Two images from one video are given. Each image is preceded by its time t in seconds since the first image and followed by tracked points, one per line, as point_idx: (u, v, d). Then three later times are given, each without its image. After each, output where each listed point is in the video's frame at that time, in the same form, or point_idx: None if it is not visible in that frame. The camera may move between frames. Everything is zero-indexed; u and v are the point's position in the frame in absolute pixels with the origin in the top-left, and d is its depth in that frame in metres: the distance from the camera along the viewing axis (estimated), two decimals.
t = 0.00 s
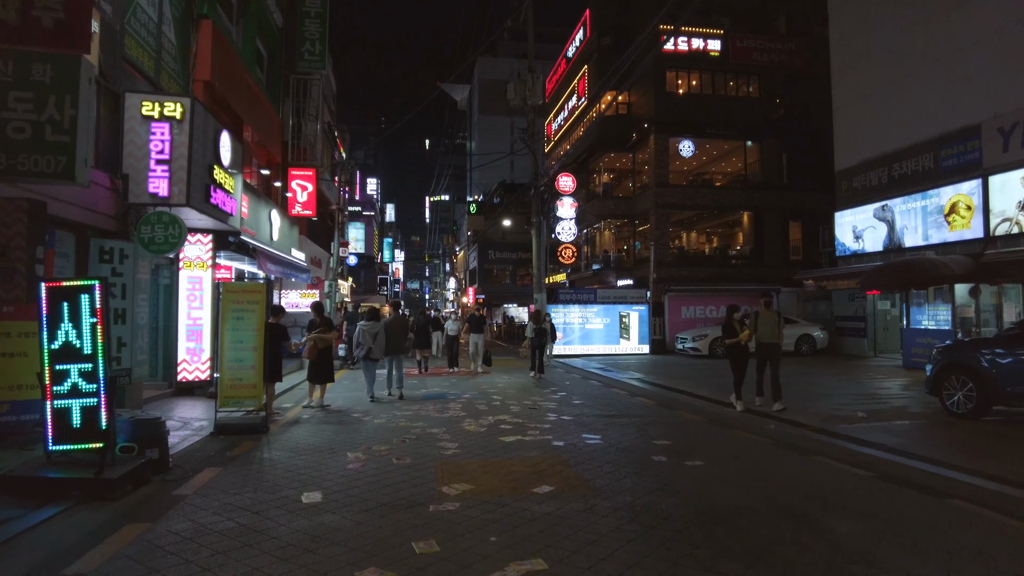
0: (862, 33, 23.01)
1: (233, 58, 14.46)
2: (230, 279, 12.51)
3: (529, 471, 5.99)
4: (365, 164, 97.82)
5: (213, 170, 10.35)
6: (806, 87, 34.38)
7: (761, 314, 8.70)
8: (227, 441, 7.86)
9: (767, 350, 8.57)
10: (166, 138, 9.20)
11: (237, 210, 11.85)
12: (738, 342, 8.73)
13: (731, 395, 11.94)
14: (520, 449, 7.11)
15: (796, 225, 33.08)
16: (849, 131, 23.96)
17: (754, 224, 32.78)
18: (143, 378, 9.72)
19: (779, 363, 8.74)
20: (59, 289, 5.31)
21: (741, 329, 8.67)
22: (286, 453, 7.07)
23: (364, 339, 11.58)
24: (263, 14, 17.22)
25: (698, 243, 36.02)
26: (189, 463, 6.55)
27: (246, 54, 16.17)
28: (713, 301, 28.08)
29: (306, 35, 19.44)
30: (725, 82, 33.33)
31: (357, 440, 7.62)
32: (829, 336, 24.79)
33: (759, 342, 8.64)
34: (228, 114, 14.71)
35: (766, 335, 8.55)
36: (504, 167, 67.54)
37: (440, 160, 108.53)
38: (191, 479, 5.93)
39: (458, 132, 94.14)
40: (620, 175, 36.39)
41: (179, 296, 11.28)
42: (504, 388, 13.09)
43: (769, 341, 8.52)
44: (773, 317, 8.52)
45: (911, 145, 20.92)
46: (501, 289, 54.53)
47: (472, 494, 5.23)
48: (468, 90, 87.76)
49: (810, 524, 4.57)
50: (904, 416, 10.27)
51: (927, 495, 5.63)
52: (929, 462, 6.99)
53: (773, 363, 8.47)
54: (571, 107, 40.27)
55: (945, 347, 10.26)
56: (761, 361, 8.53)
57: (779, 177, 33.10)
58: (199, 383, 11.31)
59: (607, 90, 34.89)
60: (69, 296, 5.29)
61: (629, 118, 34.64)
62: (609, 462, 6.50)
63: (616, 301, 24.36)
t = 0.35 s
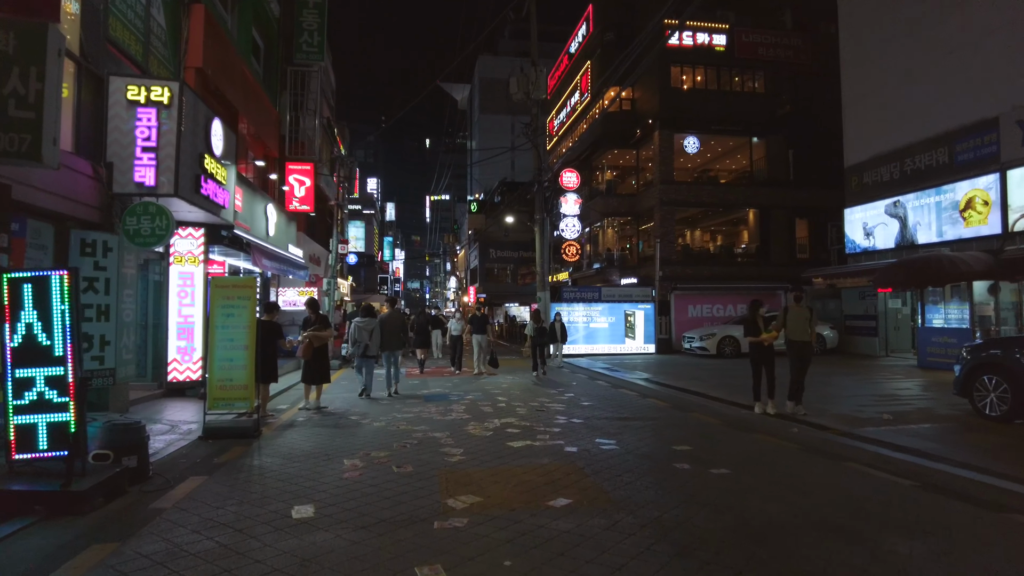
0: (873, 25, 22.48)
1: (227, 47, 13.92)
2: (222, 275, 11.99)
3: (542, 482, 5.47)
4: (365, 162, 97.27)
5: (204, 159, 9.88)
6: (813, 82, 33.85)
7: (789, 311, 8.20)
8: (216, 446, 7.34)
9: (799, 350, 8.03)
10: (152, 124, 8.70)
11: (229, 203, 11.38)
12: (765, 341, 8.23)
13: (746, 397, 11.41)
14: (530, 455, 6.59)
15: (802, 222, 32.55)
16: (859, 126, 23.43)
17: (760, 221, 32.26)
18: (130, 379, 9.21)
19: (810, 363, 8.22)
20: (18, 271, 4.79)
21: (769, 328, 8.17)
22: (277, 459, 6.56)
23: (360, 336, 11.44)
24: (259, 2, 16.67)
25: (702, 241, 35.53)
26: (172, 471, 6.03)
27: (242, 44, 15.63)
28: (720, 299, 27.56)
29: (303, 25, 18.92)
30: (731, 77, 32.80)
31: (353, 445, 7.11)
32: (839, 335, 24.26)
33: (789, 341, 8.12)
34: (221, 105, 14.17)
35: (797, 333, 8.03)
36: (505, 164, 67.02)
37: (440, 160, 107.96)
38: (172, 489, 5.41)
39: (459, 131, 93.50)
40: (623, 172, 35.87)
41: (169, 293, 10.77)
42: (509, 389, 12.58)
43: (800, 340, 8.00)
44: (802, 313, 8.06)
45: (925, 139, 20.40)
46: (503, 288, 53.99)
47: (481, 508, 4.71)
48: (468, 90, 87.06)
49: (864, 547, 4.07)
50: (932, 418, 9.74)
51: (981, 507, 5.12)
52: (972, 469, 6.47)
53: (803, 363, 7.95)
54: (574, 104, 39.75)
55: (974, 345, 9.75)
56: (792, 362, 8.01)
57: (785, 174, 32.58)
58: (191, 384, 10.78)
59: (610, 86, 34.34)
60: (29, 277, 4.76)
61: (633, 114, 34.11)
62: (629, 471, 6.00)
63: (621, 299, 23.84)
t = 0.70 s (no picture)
0: (884, 20, 21.97)
1: (221, 37, 13.42)
2: (214, 274, 11.50)
3: (553, 501, 4.99)
4: (365, 161, 96.72)
5: (193, 153, 9.45)
6: (818, 80, 33.35)
7: (819, 314, 7.71)
8: (203, 458, 6.85)
9: (829, 357, 7.57)
10: (138, 114, 8.24)
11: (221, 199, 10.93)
12: (793, 345, 7.80)
13: (761, 403, 10.90)
14: (539, 469, 6.08)
15: (808, 221, 32.06)
16: (869, 123, 22.93)
17: (765, 221, 31.80)
18: (114, 384, 8.72)
19: (841, 369, 7.78)
20: None
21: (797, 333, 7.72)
22: (263, 472, 6.07)
23: (350, 340, 11.08)
24: None
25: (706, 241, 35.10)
26: (150, 486, 5.54)
27: (237, 36, 15.14)
28: (725, 300, 27.09)
29: (300, 18, 18.49)
30: (736, 75, 32.31)
31: (346, 456, 6.61)
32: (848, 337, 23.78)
33: (817, 347, 7.67)
34: (214, 98, 13.66)
35: (827, 339, 7.56)
36: (505, 164, 66.50)
37: (440, 160, 107.40)
38: (145, 509, 4.91)
39: (458, 132, 92.95)
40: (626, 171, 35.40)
41: (157, 293, 10.29)
42: (512, 393, 12.11)
43: (831, 347, 7.54)
44: (833, 318, 7.57)
45: (938, 136, 19.90)
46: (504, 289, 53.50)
47: (491, 534, 4.22)
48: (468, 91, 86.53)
49: None
50: (959, 425, 9.25)
51: None
52: (1015, 482, 6.00)
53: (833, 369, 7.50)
54: (576, 102, 39.28)
55: (1004, 349, 9.26)
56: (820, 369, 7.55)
57: (791, 173, 32.10)
58: (181, 389, 10.28)
59: (613, 83, 33.87)
60: None
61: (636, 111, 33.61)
62: (647, 488, 5.51)
63: (625, 300, 23.35)
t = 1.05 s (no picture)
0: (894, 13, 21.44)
1: (211, 27, 12.91)
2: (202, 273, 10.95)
3: (565, 526, 4.44)
4: (363, 161, 96.14)
5: (176, 144, 9.03)
6: (823, 76, 32.81)
7: (855, 314, 7.28)
8: (183, 472, 6.30)
9: (867, 362, 7.15)
10: (115, 102, 7.75)
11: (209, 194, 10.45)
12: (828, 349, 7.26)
13: (778, 410, 10.34)
14: (548, 487, 5.52)
15: (813, 220, 31.51)
16: (878, 119, 22.40)
17: (770, 220, 31.26)
18: (94, 391, 8.17)
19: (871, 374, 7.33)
20: None
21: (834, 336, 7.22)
22: (246, 490, 5.51)
23: (337, 339, 10.64)
24: None
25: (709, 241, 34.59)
26: (119, 506, 4.99)
27: (228, 26, 14.62)
28: (731, 300, 26.56)
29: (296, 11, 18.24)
30: (739, 71, 31.79)
31: (337, 472, 6.06)
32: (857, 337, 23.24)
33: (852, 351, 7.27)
34: (204, 90, 13.15)
35: (866, 344, 7.15)
36: (505, 163, 65.88)
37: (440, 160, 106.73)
38: (108, 537, 4.36)
39: (458, 132, 92.31)
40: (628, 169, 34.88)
41: (141, 294, 9.74)
42: (515, 399, 11.55)
43: (869, 352, 7.13)
44: (871, 318, 7.18)
45: (950, 131, 19.37)
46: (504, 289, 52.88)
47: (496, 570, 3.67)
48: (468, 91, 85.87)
49: None
50: (992, 434, 8.69)
51: None
52: None
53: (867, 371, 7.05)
54: (577, 100, 38.80)
55: None
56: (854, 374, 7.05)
57: (796, 171, 31.56)
58: (167, 395, 9.72)
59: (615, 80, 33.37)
60: None
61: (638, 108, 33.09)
62: (670, 509, 4.95)
63: (629, 300, 22.81)
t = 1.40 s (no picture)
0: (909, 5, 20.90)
1: (207, 13, 12.42)
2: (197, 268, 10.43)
3: (593, 551, 3.92)
4: (365, 160, 95.59)
5: (168, 130, 8.53)
6: (832, 72, 32.26)
7: (912, 315, 6.83)
8: (171, 483, 5.79)
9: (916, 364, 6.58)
10: (100, 83, 7.25)
11: (203, 186, 9.99)
12: (883, 349, 6.84)
13: (801, 415, 9.80)
14: (569, 502, 4.99)
15: (823, 218, 30.95)
16: (892, 114, 21.86)
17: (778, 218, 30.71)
18: (80, 393, 7.65)
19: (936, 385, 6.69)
20: None
21: (889, 336, 6.78)
22: (240, 505, 4.99)
23: (339, 339, 10.13)
24: None
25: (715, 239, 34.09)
26: (94, 524, 4.47)
27: (226, 14, 14.14)
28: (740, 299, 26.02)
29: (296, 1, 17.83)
30: (748, 67, 31.25)
31: (341, 484, 5.53)
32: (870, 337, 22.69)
33: (910, 353, 6.78)
34: (200, 78, 12.66)
35: (926, 346, 6.65)
36: (507, 162, 65.28)
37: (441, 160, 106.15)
38: (79, 562, 3.85)
39: (459, 132, 91.74)
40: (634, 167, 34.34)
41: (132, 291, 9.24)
42: (523, 402, 11.01)
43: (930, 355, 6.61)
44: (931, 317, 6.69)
45: (968, 125, 18.83)
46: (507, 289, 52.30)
47: None
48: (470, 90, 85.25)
49: None
50: None
51: None
52: None
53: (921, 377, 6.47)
54: (582, 96, 38.28)
55: None
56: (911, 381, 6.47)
57: (805, 168, 31.01)
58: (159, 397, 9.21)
59: (621, 76, 32.87)
60: None
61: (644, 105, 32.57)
62: (711, 529, 4.42)
63: (637, 299, 22.27)
